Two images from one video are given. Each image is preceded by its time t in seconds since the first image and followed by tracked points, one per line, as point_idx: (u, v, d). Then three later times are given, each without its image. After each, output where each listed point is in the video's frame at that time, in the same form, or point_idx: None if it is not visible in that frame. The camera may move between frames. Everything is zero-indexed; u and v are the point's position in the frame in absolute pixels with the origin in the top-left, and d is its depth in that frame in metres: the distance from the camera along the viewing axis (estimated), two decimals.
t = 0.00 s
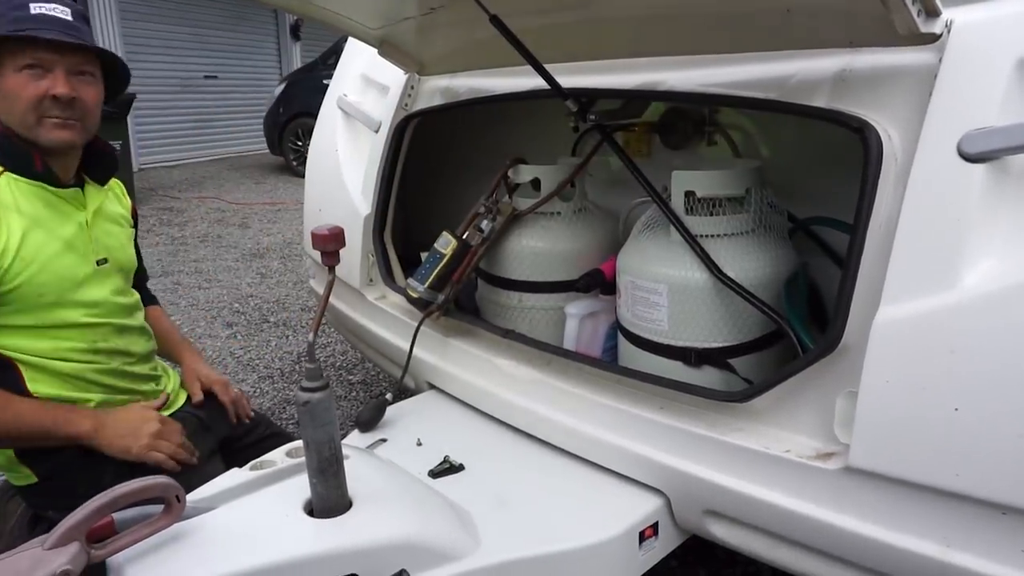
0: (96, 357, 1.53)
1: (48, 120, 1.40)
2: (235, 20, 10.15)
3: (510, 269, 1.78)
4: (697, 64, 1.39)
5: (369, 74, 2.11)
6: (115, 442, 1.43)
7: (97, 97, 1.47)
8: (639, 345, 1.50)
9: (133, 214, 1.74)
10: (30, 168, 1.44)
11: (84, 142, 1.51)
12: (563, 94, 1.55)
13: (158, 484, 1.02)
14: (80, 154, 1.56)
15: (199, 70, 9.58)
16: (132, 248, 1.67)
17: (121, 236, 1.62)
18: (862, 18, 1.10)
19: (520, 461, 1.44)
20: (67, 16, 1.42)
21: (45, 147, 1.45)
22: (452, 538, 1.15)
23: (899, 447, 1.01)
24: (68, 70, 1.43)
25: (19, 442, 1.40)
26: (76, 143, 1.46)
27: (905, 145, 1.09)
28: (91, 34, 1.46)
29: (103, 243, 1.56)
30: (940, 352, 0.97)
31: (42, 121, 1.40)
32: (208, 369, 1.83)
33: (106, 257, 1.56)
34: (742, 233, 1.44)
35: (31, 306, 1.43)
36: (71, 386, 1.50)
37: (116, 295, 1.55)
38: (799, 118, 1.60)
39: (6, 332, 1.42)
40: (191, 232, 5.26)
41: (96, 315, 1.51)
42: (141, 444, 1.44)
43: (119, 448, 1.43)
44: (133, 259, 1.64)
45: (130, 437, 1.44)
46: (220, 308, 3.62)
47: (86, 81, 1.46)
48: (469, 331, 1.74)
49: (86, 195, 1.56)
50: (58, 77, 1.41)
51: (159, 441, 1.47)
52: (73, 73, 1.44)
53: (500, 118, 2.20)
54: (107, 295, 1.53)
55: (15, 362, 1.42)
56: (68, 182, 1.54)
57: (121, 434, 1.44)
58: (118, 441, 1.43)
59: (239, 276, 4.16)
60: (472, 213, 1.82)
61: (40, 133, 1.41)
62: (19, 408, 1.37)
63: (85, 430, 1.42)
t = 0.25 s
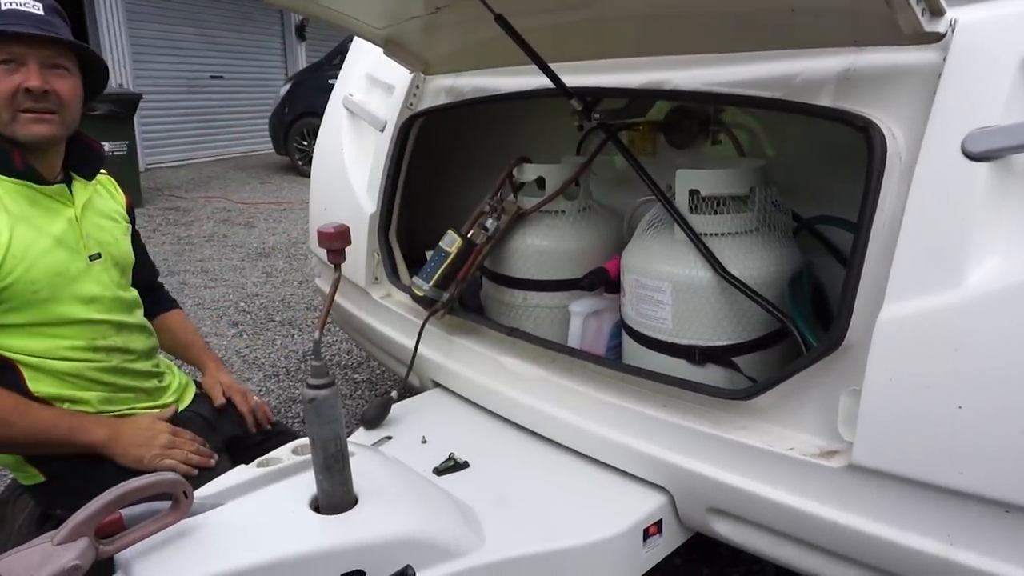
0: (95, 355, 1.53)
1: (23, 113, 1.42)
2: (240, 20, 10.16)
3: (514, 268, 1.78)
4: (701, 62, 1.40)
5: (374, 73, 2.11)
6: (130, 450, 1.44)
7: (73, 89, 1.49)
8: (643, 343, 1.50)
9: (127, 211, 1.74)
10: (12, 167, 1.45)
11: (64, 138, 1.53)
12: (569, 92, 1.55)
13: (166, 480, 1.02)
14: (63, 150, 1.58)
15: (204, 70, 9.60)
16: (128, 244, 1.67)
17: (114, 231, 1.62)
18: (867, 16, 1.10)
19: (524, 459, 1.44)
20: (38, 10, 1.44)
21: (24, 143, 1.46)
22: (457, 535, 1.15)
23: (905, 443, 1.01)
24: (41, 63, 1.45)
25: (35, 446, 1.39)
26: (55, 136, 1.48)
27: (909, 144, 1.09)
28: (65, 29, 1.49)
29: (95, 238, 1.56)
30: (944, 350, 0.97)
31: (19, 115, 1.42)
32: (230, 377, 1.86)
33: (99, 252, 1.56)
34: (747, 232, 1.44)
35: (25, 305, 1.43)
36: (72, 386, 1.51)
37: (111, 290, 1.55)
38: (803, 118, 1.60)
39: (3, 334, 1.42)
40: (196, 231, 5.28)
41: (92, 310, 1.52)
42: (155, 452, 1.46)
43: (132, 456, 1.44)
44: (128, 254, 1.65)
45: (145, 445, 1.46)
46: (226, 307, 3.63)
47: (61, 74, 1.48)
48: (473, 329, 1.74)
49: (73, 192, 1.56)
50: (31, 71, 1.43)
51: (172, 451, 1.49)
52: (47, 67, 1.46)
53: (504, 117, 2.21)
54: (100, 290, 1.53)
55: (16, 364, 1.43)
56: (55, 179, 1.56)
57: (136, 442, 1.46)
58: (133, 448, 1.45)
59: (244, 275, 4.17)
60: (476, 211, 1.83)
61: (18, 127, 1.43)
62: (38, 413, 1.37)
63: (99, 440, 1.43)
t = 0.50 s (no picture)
0: (105, 348, 1.54)
1: (39, 105, 1.44)
2: (249, 17, 10.19)
3: (522, 264, 1.79)
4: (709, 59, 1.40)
5: (383, 69, 2.12)
6: (144, 447, 1.45)
7: (88, 83, 1.51)
8: (651, 339, 1.50)
9: (140, 207, 1.75)
10: (27, 159, 1.47)
11: (78, 131, 1.54)
12: (577, 89, 1.56)
13: (177, 472, 1.04)
14: (77, 145, 1.59)
15: (213, 67, 9.63)
16: (141, 240, 1.68)
17: (127, 227, 1.63)
18: (877, 12, 1.10)
19: (532, 454, 1.45)
20: (55, 6, 1.46)
21: (39, 135, 1.48)
22: (465, 528, 1.16)
23: (913, 440, 1.02)
24: (56, 56, 1.47)
25: (51, 442, 1.40)
26: (69, 128, 1.49)
27: (918, 141, 1.09)
28: (81, 25, 1.50)
29: (107, 233, 1.57)
30: (952, 347, 0.97)
31: (34, 107, 1.44)
32: (254, 378, 1.87)
33: (111, 247, 1.57)
34: (755, 228, 1.45)
35: (37, 298, 1.44)
36: (83, 378, 1.52)
37: (122, 285, 1.56)
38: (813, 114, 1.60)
39: (15, 325, 1.44)
40: (205, 227, 5.30)
41: (103, 304, 1.53)
42: (169, 450, 1.47)
43: (146, 453, 1.45)
44: (141, 250, 1.66)
45: (158, 443, 1.46)
46: (235, 302, 3.65)
47: (76, 67, 1.49)
48: (481, 325, 1.75)
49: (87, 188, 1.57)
50: (46, 64, 1.45)
51: (187, 448, 1.49)
52: (61, 60, 1.48)
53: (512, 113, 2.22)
54: (111, 284, 1.54)
55: (28, 356, 1.45)
56: (68, 173, 1.56)
57: (150, 439, 1.46)
58: (147, 446, 1.45)
59: (253, 271, 4.19)
60: (484, 208, 1.83)
61: (33, 119, 1.45)
62: (55, 410, 1.38)
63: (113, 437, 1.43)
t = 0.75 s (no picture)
0: (126, 341, 1.56)
1: (68, 103, 1.46)
2: (266, 15, 10.24)
3: (537, 262, 1.79)
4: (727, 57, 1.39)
5: (400, 67, 2.13)
6: (166, 443, 1.46)
7: (115, 81, 1.53)
8: (666, 337, 1.50)
9: (162, 204, 1.76)
10: (53, 155, 1.48)
11: (104, 128, 1.56)
12: (593, 87, 1.56)
13: (197, 463, 1.05)
14: (102, 141, 1.61)
15: (231, 64, 9.69)
16: (163, 236, 1.70)
17: (150, 223, 1.65)
18: (897, 11, 1.09)
19: (546, 451, 1.45)
20: (86, 5, 1.48)
21: (68, 131, 1.50)
22: (479, 524, 1.17)
23: (930, 441, 1.01)
24: (86, 55, 1.49)
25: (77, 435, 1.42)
26: (97, 125, 1.51)
27: (938, 140, 1.08)
28: (111, 23, 1.52)
29: (131, 228, 1.59)
30: (971, 348, 0.97)
31: (63, 104, 1.46)
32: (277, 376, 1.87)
33: (134, 243, 1.58)
34: (771, 227, 1.44)
35: (62, 291, 1.46)
36: (104, 370, 1.54)
37: (143, 280, 1.58)
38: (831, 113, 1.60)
39: (41, 317, 1.46)
40: (223, 223, 5.33)
41: (125, 299, 1.54)
42: (190, 446, 1.48)
43: (168, 448, 1.46)
44: (163, 246, 1.67)
45: (180, 438, 1.47)
46: (252, 298, 3.68)
47: (104, 66, 1.51)
48: (496, 322, 1.75)
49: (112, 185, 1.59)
50: (76, 62, 1.47)
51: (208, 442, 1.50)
52: (91, 58, 1.49)
53: (528, 111, 2.22)
54: (134, 279, 1.56)
55: (53, 348, 1.46)
56: (93, 170, 1.59)
57: (172, 435, 1.47)
58: (169, 441, 1.46)
59: (269, 267, 4.21)
60: (500, 205, 1.84)
61: (62, 115, 1.47)
62: (81, 403, 1.40)
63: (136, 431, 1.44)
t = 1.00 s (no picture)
0: (146, 337, 1.58)
1: (91, 99, 1.48)
2: (282, 14, 10.30)
3: (552, 259, 1.79)
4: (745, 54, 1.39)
5: (416, 66, 2.14)
6: (186, 439, 1.48)
7: (132, 74, 1.55)
8: (681, 335, 1.50)
9: (183, 201, 1.78)
10: (78, 151, 1.49)
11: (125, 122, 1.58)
12: (610, 85, 1.55)
13: (216, 456, 1.06)
14: (122, 136, 1.63)
15: (248, 64, 9.75)
16: (183, 232, 1.71)
17: (172, 219, 1.67)
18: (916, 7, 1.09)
19: (561, 448, 1.46)
20: None
21: (92, 127, 1.52)
22: (494, 519, 1.17)
23: (948, 439, 1.00)
24: (103, 51, 1.51)
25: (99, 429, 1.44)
26: (120, 119, 1.54)
27: (957, 137, 1.08)
28: (119, 16, 1.54)
29: (152, 224, 1.60)
30: (991, 346, 0.96)
31: (86, 100, 1.48)
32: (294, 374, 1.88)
33: (155, 238, 1.60)
34: (788, 225, 1.44)
35: (84, 286, 1.48)
36: (125, 366, 1.56)
37: (163, 276, 1.60)
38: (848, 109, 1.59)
39: (64, 313, 1.47)
40: (240, 221, 5.37)
41: (146, 295, 1.56)
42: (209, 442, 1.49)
43: (188, 444, 1.48)
44: (183, 242, 1.69)
45: (199, 434, 1.49)
46: (268, 296, 3.70)
47: (120, 60, 1.53)
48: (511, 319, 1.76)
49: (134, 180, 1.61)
50: (94, 58, 1.49)
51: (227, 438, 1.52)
52: (107, 54, 1.52)
53: (544, 109, 2.22)
54: (154, 275, 1.57)
55: (76, 344, 1.48)
56: (117, 166, 1.60)
57: (191, 431, 1.49)
58: (189, 437, 1.48)
59: (286, 264, 4.24)
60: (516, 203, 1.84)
61: (86, 112, 1.49)
62: (104, 399, 1.41)
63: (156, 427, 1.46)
